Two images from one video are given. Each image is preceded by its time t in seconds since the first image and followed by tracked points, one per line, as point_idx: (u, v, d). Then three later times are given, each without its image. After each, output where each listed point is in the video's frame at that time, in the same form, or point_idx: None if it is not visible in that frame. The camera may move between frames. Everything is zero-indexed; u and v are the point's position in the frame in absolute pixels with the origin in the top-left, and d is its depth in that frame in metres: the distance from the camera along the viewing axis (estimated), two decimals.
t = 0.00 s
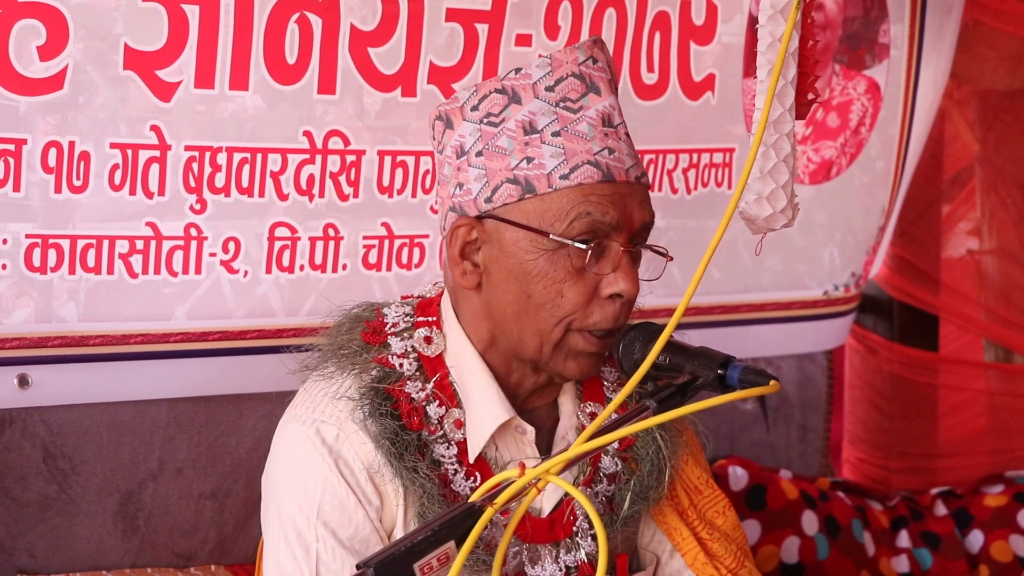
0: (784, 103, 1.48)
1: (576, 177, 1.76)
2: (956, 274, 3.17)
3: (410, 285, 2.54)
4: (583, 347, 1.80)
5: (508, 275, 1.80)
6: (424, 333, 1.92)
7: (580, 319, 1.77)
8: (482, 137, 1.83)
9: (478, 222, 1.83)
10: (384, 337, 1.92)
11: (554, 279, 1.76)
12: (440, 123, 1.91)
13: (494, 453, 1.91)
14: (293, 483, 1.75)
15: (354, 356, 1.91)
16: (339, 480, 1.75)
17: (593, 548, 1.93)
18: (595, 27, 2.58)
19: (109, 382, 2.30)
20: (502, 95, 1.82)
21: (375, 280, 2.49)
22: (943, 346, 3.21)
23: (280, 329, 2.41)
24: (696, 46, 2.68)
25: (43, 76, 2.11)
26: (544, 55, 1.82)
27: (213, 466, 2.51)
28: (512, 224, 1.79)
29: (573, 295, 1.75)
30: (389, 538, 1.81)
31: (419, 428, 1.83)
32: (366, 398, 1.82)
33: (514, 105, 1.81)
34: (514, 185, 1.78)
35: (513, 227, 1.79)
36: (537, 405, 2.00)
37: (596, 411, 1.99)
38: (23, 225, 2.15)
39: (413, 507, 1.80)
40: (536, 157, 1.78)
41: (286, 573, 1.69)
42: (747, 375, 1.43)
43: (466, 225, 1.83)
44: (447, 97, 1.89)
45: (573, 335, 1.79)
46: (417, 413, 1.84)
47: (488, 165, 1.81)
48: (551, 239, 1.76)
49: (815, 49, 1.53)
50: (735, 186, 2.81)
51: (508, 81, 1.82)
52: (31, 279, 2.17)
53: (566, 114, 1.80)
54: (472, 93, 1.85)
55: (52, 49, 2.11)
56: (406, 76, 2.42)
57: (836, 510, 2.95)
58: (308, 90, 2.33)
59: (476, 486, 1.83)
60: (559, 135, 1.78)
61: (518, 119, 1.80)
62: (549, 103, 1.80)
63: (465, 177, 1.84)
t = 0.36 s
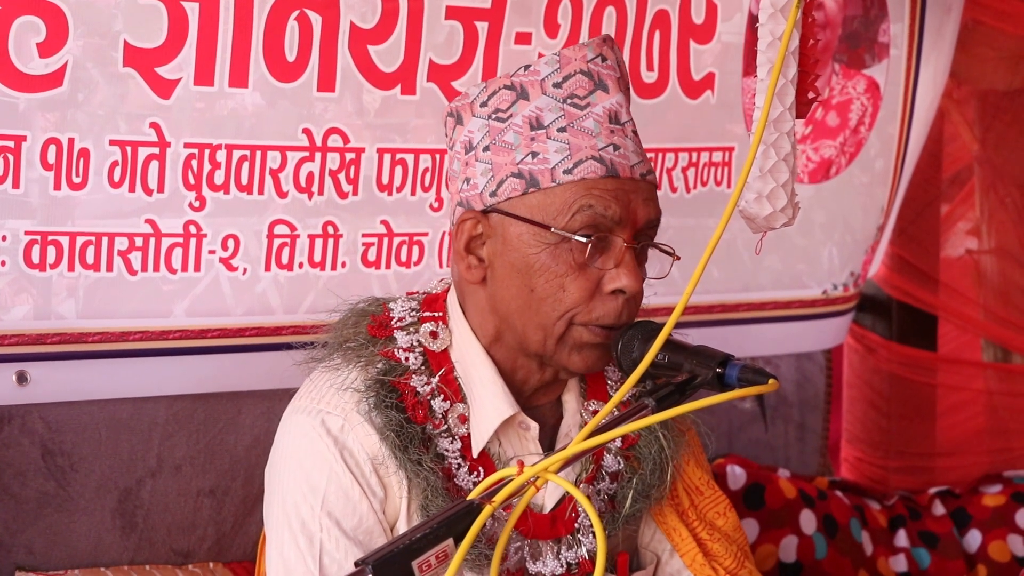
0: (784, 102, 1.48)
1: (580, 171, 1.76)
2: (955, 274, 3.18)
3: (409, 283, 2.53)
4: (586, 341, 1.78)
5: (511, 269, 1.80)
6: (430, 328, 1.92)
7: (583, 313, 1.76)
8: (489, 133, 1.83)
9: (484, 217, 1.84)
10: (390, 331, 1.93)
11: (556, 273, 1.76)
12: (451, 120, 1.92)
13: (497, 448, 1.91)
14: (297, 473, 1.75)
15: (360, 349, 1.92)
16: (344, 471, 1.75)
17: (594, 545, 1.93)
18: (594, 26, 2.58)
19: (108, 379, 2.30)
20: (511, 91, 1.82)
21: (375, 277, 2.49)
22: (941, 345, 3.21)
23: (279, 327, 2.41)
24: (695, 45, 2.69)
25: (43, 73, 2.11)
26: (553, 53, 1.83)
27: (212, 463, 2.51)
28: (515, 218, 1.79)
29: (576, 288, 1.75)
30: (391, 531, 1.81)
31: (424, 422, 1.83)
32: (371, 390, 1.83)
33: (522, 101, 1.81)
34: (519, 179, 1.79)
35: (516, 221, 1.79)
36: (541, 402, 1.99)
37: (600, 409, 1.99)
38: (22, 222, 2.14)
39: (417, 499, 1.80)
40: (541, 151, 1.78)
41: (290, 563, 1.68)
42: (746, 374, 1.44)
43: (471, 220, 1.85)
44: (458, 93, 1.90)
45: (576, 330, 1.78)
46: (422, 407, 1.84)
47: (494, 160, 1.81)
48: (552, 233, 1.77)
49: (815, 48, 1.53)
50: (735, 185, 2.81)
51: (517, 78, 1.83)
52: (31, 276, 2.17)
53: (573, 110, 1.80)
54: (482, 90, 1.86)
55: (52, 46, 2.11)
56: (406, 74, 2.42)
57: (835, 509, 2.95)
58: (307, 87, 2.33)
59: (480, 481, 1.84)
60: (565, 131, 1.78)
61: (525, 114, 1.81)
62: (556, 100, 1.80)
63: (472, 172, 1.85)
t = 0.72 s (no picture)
0: (785, 98, 1.48)
1: (587, 172, 1.76)
2: (955, 270, 3.18)
3: (408, 280, 2.53)
4: (590, 341, 1.80)
5: (516, 269, 1.79)
6: (428, 326, 1.91)
7: (588, 314, 1.77)
8: (491, 130, 1.82)
9: (486, 216, 1.82)
10: (388, 330, 1.92)
11: (563, 274, 1.75)
12: (448, 114, 1.90)
13: (496, 446, 1.91)
14: (296, 473, 1.75)
15: (358, 348, 1.92)
16: (344, 470, 1.75)
17: (595, 542, 1.92)
18: (594, 22, 2.57)
19: (108, 376, 2.30)
20: (513, 88, 1.81)
21: (374, 275, 2.49)
22: (941, 341, 3.21)
23: (278, 324, 2.40)
24: (695, 41, 2.68)
25: (43, 71, 2.11)
26: (556, 50, 1.82)
27: (212, 461, 2.50)
28: (521, 218, 1.78)
29: (582, 289, 1.75)
30: (391, 530, 1.81)
31: (423, 421, 1.83)
32: (370, 390, 1.83)
33: (525, 99, 1.80)
34: (524, 178, 1.78)
35: (522, 221, 1.78)
36: (539, 400, 2.00)
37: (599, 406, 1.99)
38: (22, 219, 2.15)
39: (417, 498, 1.80)
40: (546, 151, 1.78)
41: (289, 563, 1.69)
42: (746, 370, 1.45)
43: (473, 219, 1.82)
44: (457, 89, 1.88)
45: (582, 330, 1.79)
46: (421, 406, 1.84)
47: (497, 158, 1.81)
48: (560, 233, 1.76)
49: (815, 43, 1.53)
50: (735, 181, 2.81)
51: (519, 75, 1.81)
52: (30, 274, 2.17)
53: (577, 108, 1.80)
54: (482, 86, 1.84)
55: (51, 44, 2.11)
56: (405, 71, 2.41)
57: (835, 505, 2.96)
58: (307, 84, 2.33)
59: (479, 479, 1.84)
60: (569, 130, 1.78)
61: (529, 113, 1.80)
62: (560, 98, 1.79)
63: (474, 169, 1.84)
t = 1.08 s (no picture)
0: (784, 94, 1.48)
1: (593, 170, 1.76)
2: (956, 265, 3.17)
3: (409, 276, 2.53)
4: (593, 331, 1.84)
5: (520, 267, 1.79)
6: (418, 318, 1.91)
7: (594, 308, 1.79)
8: (489, 124, 1.80)
9: (487, 215, 1.81)
10: (379, 324, 1.92)
11: (569, 272, 1.77)
12: (437, 104, 1.85)
13: (495, 435, 1.91)
14: (293, 473, 1.76)
15: (349, 344, 1.91)
16: (339, 469, 1.76)
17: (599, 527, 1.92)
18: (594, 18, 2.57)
19: (110, 374, 2.30)
20: (510, 81, 1.79)
21: (375, 272, 2.49)
22: (943, 337, 3.21)
23: (279, 321, 2.41)
24: (695, 37, 2.68)
25: (43, 68, 2.11)
26: (553, 41, 1.80)
27: (214, 458, 2.51)
28: (526, 217, 1.78)
29: (588, 286, 1.77)
30: (391, 525, 1.82)
31: (417, 414, 1.82)
32: (362, 385, 1.82)
33: (524, 92, 1.79)
34: (529, 177, 1.77)
35: (527, 220, 1.78)
36: (537, 386, 2.00)
37: (599, 391, 1.99)
38: (23, 217, 2.15)
39: (415, 492, 1.80)
40: (550, 149, 1.77)
41: (288, 563, 1.70)
42: (747, 366, 1.45)
43: (474, 218, 1.80)
44: (448, 78, 1.84)
45: (586, 323, 1.82)
46: (414, 399, 1.83)
47: (498, 155, 1.79)
48: (567, 233, 1.76)
49: (814, 39, 1.53)
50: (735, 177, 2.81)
51: (515, 67, 1.79)
52: (32, 272, 2.17)
53: (576, 101, 1.79)
54: (477, 77, 1.82)
55: (51, 42, 2.11)
56: (406, 68, 2.41)
57: (837, 501, 2.96)
58: (307, 81, 2.33)
59: (477, 470, 1.83)
60: (571, 125, 1.78)
61: (529, 107, 1.78)
62: (559, 91, 1.78)
63: (472, 165, 1.81)
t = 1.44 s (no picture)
0: (785, 93, 1.48)
1: (603, 193, 1.76)
2: (957, 264, 3.17)
3: (410, 275, 2.54)
4: (609, 341, 1.86)
5: (537, 296, 1.79)
6: (417, 330, 1.90)
7: (611, 321, 1.82)
8: (491, 160, 1.75)
9: (499, 250, 1.79)
10: (377, 335, 1.91)
11: (588, 295, 1.78)
12: (429, 142, 1.80)
13: (497, 445, 1.91)
14: (295, 489, 1.76)
15: (348, 357, 1.91)
16: (342, 483, 1.75)
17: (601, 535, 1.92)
18: (596, 16, 2.57)
19: (111, 373, 2.30)
20: (506, 113, 1.75)
21: (376, 271, 2.49)
22: (944, 335, 3.21)
23: (281, 320, 2.41)
24: (696, 36, 2.68)
25: (44, 67, 2.11)
26: (544, 65, 1.75)
27: (215, 457, 2.51)
28: (541, 249, 1.77)
29: (606, 304, 1.79)
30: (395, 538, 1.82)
31: (420, 429, 1.82)
32: (364, 401, 1.82)
33: (523, 124, 1.74)
34: (541, 211, 1.75)
35: (542, 252, 1.77)
36: (536, 392, 2.00)
37: (597, 395, 1.99)
38: (23, 216, 2.15)
39: (418, 506, 1.81)
40: (557, 178, 1.74)
41: None
42: (748, 366, 1.44)
43: (486, 255, 1.79)
44: (439, 115, 1.78)
45: (603, 336, 1.84)
46: (417, 413, 1.83)
47: (505, 192, 1.75)
48: (583, 258, 1.77)
49: (815, 38, 1.52)
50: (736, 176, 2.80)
51: (510, 97, 1.75)
52: (33, 271, 2.17)
53: (573, 124, 1.76)
54: (471, 112, 1.77)
55: (52, 41, 2.11)
56: (407, 66, 2.41)
57: (838, 500, 2.96)
58: (308, 80, 2.33)
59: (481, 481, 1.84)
60: (574, 149, 1.75)
61: (529, 138, 1.74)
62: (556, 117, 1.75)
63: (478, 203, 1.77)
